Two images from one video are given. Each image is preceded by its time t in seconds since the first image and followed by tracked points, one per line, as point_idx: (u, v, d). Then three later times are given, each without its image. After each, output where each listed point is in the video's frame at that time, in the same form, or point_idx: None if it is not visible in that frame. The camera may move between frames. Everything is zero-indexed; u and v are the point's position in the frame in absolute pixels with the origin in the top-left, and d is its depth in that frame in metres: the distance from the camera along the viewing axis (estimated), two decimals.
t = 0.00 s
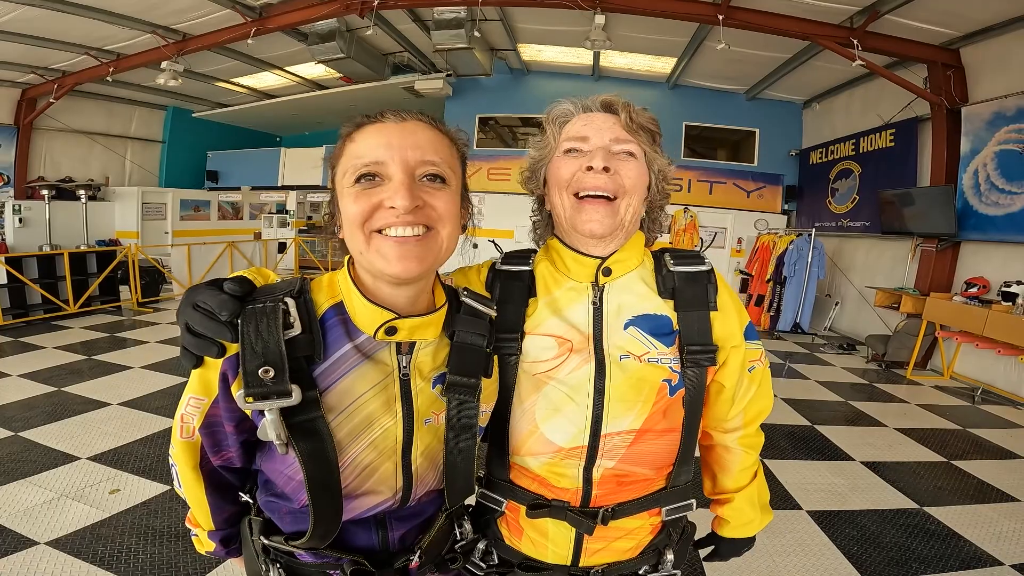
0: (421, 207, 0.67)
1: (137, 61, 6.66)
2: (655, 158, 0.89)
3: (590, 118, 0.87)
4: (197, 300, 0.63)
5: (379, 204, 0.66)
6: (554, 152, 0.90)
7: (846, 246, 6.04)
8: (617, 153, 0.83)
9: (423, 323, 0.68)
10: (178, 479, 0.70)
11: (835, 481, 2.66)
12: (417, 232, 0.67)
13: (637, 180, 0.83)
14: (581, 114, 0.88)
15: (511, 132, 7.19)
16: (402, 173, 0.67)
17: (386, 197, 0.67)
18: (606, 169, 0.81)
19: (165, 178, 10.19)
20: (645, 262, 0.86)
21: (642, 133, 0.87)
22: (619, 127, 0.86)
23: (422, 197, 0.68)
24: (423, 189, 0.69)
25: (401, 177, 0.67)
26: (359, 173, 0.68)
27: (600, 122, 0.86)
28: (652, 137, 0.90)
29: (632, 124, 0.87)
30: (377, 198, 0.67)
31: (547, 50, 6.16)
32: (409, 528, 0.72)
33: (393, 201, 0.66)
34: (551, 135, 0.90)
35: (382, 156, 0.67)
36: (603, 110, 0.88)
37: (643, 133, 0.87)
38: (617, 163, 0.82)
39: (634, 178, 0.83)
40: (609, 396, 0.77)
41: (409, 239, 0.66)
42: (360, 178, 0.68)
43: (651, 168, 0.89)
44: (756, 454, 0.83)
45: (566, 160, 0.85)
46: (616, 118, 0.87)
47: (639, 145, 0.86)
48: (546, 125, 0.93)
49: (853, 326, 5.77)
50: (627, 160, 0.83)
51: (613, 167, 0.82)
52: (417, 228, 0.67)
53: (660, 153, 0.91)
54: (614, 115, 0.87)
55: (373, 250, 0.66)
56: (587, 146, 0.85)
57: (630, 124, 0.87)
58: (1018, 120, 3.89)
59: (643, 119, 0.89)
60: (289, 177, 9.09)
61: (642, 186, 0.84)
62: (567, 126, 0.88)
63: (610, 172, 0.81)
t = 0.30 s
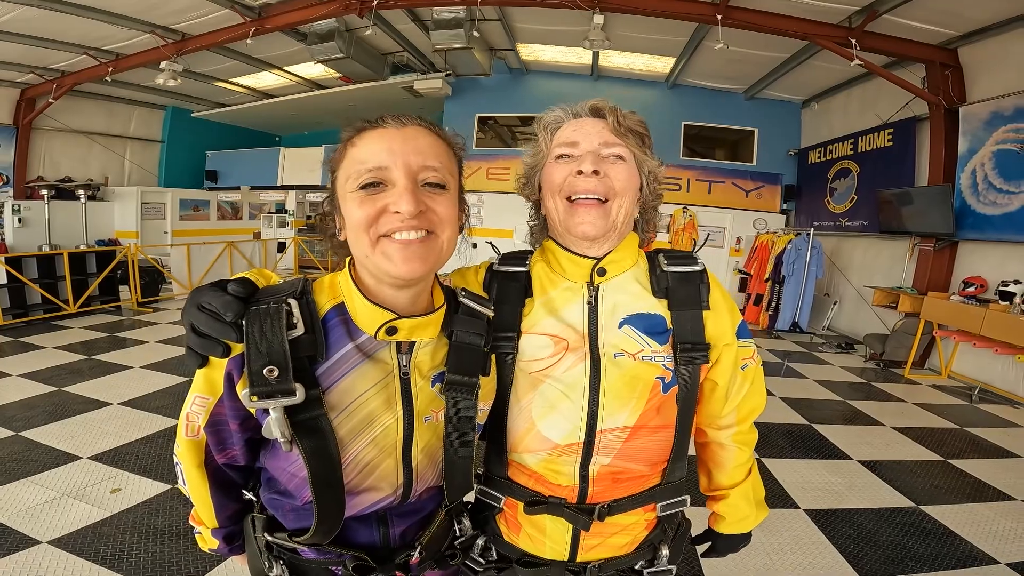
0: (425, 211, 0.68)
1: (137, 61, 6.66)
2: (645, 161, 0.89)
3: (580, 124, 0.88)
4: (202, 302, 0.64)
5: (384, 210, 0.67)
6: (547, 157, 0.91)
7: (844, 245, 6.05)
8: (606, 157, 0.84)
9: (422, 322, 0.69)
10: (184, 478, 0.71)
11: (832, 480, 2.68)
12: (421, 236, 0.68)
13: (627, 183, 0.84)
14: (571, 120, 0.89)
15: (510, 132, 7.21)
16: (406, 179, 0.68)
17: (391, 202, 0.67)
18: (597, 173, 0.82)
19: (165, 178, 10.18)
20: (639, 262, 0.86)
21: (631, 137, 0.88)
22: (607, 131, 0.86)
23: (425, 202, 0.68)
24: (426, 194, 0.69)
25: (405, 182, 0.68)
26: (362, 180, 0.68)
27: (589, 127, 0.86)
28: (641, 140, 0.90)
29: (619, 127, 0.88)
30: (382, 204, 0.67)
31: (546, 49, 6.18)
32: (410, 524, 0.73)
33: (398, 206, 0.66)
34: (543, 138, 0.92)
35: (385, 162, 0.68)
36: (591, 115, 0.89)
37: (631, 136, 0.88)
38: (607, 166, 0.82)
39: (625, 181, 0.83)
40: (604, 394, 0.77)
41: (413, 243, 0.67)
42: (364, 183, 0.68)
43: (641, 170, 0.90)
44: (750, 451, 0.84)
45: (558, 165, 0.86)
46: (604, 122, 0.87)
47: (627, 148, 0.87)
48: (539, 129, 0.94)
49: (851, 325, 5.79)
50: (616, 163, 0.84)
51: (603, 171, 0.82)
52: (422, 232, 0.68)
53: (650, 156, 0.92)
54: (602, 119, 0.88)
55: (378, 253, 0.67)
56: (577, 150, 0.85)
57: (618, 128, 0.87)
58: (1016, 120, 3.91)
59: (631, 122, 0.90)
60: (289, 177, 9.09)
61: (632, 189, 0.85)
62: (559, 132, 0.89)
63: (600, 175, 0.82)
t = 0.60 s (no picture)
0: (444, 217, 0.70)
1: (138, 61, 6.69)
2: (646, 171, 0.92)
3: (587, 135, 0.89)
4: (238, 300, 0.67)
5: (406, 216, 0.69)
6: (554, 165, 0.92)
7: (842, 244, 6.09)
8: (611, 169, 0.86)
9: (439, 319, 0.72)
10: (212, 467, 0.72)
11: (828, 476, 2.72)
12: (440, 240, 0.70)
13: (631, 195, 0.85)
14: (579, 130, 0.90)
15: (510, 132, 7.26)
16: (426, 188, 0.71)
17: (413, 209, 0.69)
18: (601, 186, 0.84)
19: (165, 178, 10.21)
20: (639, 263, 0.90)
21: (635, 149, 0.90)
22: (613, 143, 0.88)
23: (445, 209, 0.71)
24: (445, 202, 0.72)
25: (425, 191, 0.70)
26: (385, 188, 0.71)
27: (595, 139, 0.88)
28: (644, 151, 0.92)
29: (624, 139, 0.89)
30: (404, 211, 0.69)
31: (546, 50, 6.21)
32: (424, 511, 0.76)
33: (420, 212, 0.69)
34: (551, 146, 0.93)
35: (406, 172, 0.70)
36: (596, 126, 0.90)
37: (635, 148, 0.90)
38: (611, 178, 0.84)
39: (628, 192, 0.85)
40: (606, 387, 0.81)
41: (433, 246, 0.69)
42: (387, 191, 0.70)
43: (643, 178, 0.92)
44: (744, 442, 0.88)
45: (565, 175, 0.87)
46: (610, 134, 0.89)
47: (631, 160, 0.89)
48: (547, 136, 0.96)
49: (849, 325, 5.82)
50: (619, 176, 0.85)
51: (608, 183, 0.84)
52: (442, 237, 0.70)
53: (653, 166, 0.94)
54: (607, 130, 0.90)
55: (400, 255, 0.69)
56: (584, 161, 0.87)
57: (623, 140, 0.89)
58: (1012, 121, 3.94)
59: (635, 133, 0.91)
60: (289, 177, 9.13)
61: (635, 200, 0.87)
62: (566, 142, 0.90)
63: (604, 188, 0.84)
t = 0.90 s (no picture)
0: (471, 219, 0.75)
1: (141, 62, 6.73)
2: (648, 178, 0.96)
3: (595, 144, 0.93)
4: (289, 290, 0.71)
5: (437, 216, 0.74)
6: (565, 172, 0.97)
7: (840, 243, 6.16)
8: (615, 175, 0.90)
9: (464, 309, 0.77)
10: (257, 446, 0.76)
11: (823, 470, 2.79)
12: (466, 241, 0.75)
13: (634, 200, 0.90)
14: (587, 139, 0.94)
15: (510, 131, 7.35)
16: (456, 193, 0.75)
17: (443, 210, 0.74)
18: (608, 191, 0.88)
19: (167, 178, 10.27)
20: (642, 260, 0.95)
21: (638, 157, 0.94)
22: (619, 153, 0.92)
23: (472, 212, 0.76)
24: (473, 205, 0.76)
25: (456, 194, 0.75)
26: (421, 190, 0.75)
27: (602, 148, 0.92)
28: (646, 159, 0.96)
29: (628, 148, 0.93)
30: (435, 212, 0.74)
31: (546, 51, 6.27)
32: (448, 487, 0.82)
33: (450, 213, 0.74)
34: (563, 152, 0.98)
35: (440, 177, 0.75)
36: (603, 136, 0.94)
37: (639, 157, 0.94)
38: (616, 184, 0.89)
39: (632, 197, 0.89)
40: (613, 370, 0.87)
41: (459, 245, 0.74)
42: (422, 192, 0.75)
43: (645, 183, 0.97)
44: (740, 425, 0.94)
45: (576, 180, 0.92)
46: (614, 143, 0.93)
47: (635, 168, 0.93)
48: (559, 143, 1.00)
49: (846, 323, 5.89)
50: (623, 180, 0.89)
51: (612, 188, 0.88)
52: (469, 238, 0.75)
53: (653, 171, 0.98)
54: (612, 140, 0.94)
55: (429, 252, 0.74)
56: (592, 168, 0.91)
57: (627, 149, 0.93)
58: (1006, 122, 4.01)
59: (638, 142, 0.95)
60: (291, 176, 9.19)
61: (637, 204, 0.91)
62: (576, 151, 0.94)
63: (610, 193, 0.88)
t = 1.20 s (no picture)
0: (503, 217, 0.82)
1: (145, 62, 6.79)
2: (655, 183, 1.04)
3: (611, 151, 1.00)
4: (337, 278, 0.78)
5: (472, 214, 0.81)
6: (581, 173, 1.03)
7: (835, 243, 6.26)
8: (628, 181, 0.96)
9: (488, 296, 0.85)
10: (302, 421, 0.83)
11: (818, 462, 2.87)
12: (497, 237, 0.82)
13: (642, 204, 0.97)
14: (603, 145, 1.01)
15: (510, 131, 7.49)
16: (490, 194, 0.82)
17: (480, 208, 0.81)
18: (620, 195, 0.95)
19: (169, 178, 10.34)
20: (644, 253, 1.02)
21: (648, 165, 1.01)
22: (632, 161, 0.99)
23: (505, 212, 0.83)
24: (505, 206, 0.83)
25: (490, 196, 0.82)
26: (459, 191, 0.83)
27: (618, 156, 0.98)
28: (654, 168, 1.04)
29: (641, 157, 1.00)
30: (472, 210, 0.81)
31: (546, 52, 6.36)
32: (471, 458, 0.91)
33: (485, 211, 0.81)
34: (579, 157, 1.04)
35: (476, 179, 0.83)
36: (619, 144, 1.01)
37: (649, 164, 1.01)
38: (627, 189, 0.96)
39: (640, 201, 0.97)
40: (620, 351, 0.94)
41: (492, 241, 0.81)
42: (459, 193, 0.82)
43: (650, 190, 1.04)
44: (733, 405, 1.01)
45: (592, 182, 0.98)
46: (630, 152, 1.00)
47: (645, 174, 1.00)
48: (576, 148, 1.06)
49: (842, 320, 5.97)
50: (634, 186, 0.96)
51: (623, 193, 0.95)
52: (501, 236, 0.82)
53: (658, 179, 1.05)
54: (627, 148, 1.01)
55: (464, 243, 0.81)
56: (607, 172, 0.97)
57: (640, 158, 1.00)
58: (999, 122, 4.09)
59: (649, 152, 1.03)
60: (293, 176, 9.28)
61: (644, 207, 0.98)
62: (592, 155, 1.01)
63: (622, 196, 0.95)
